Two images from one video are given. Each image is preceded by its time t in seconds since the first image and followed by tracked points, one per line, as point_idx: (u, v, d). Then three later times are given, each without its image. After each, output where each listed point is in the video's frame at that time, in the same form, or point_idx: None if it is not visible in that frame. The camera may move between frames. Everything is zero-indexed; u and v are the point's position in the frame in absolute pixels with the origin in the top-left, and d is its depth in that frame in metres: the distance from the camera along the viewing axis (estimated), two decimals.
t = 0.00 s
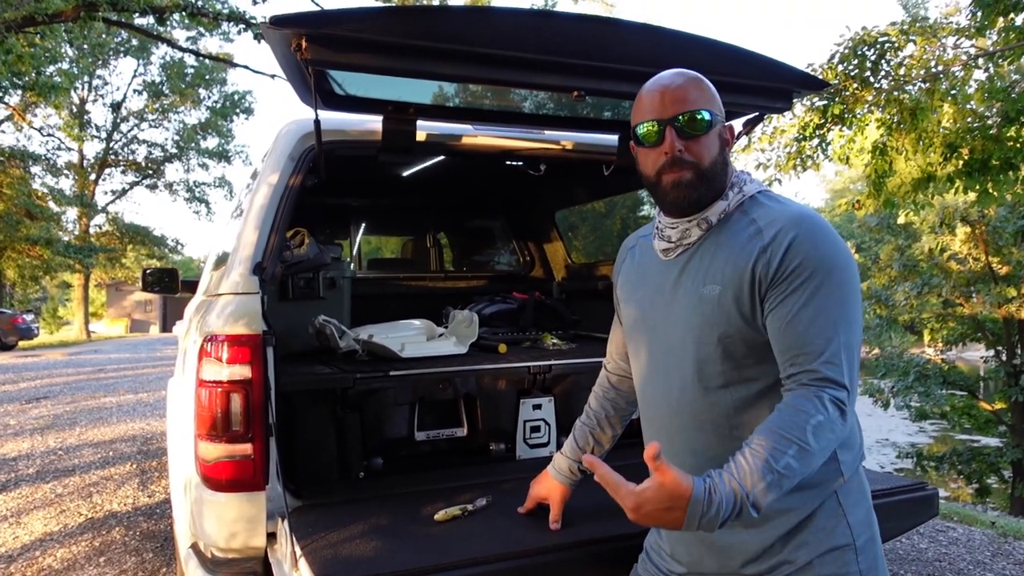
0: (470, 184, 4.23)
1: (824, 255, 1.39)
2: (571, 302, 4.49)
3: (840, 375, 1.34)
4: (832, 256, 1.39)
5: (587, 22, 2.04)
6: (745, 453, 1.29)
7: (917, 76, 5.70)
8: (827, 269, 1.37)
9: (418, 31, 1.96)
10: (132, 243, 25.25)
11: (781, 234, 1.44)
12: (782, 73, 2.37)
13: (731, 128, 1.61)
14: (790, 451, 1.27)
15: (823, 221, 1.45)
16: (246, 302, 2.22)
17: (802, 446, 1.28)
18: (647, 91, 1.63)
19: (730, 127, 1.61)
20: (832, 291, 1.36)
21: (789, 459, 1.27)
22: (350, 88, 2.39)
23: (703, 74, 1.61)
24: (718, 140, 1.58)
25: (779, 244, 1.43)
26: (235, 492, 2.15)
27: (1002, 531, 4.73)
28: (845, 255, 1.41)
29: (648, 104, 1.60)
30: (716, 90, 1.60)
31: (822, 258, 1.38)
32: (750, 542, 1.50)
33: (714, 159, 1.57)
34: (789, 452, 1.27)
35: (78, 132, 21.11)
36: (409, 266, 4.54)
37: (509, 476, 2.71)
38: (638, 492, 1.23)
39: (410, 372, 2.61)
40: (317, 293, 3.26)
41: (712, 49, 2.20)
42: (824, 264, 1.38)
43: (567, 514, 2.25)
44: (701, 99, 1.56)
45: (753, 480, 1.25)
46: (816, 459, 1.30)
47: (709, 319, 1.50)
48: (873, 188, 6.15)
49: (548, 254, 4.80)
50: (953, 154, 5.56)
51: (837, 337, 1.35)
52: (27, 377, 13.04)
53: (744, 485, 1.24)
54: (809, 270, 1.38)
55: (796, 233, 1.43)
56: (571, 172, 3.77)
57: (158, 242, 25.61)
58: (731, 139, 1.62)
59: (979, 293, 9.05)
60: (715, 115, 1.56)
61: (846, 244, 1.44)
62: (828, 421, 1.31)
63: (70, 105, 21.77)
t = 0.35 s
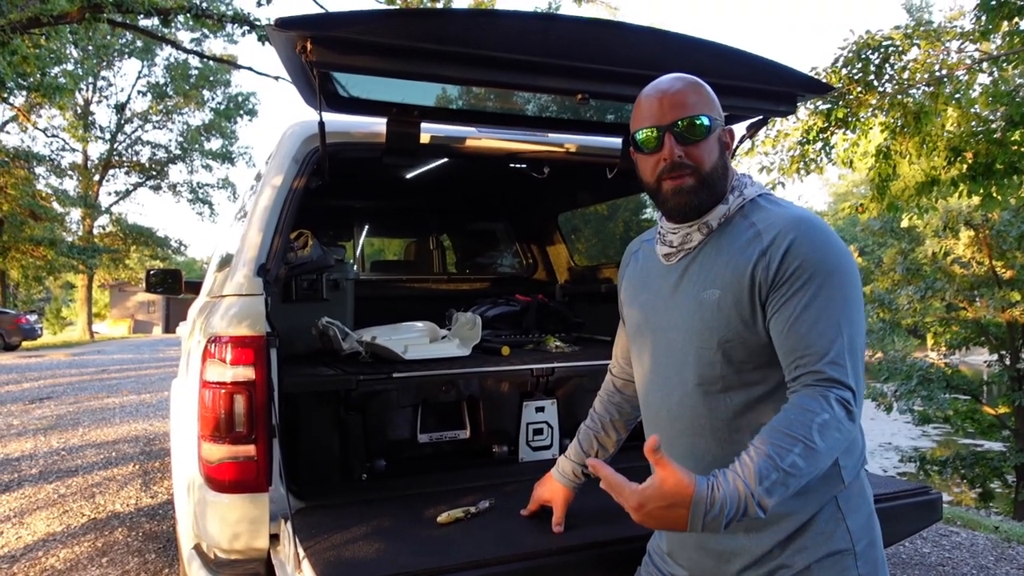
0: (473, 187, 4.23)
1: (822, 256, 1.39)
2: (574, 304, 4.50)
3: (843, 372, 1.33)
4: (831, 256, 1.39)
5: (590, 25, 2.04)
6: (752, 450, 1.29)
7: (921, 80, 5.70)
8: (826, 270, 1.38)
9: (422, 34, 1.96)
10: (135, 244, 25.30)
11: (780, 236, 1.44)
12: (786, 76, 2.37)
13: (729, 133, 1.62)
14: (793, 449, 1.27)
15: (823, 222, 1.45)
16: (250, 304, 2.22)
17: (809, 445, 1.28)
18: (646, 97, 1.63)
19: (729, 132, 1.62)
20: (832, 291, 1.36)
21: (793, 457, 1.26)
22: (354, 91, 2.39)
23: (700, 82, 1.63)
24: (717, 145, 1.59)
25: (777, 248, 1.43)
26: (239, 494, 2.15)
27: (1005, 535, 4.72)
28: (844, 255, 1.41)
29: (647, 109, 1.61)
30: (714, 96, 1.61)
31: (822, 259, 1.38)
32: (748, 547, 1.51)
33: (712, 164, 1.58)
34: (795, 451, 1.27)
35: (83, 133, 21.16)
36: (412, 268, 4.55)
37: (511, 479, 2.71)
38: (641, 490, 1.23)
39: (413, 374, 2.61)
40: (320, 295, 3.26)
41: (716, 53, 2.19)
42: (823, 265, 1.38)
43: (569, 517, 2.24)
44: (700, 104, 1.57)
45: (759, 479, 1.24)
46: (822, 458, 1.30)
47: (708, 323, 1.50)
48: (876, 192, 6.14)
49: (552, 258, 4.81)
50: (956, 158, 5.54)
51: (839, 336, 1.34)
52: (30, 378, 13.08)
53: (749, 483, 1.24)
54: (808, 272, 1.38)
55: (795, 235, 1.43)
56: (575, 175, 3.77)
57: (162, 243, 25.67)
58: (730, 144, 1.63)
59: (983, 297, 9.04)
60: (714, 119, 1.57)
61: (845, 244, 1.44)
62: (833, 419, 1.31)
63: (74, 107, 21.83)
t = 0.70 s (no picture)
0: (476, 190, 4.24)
1: (814, 266, 1.36)
2: (577, 308, 4.49)
3: (824, 388, 1.32)
4: (820, 266, 1.36)
5: (594, 29, 2.05)
6: (721, 469, 1.33)
7: (924, 84, 5.71)
8: (815, 280, 1.35)
9: (426, 39, 1.97)
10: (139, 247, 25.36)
11: (774, 244, 1.42)
12: (789, 81, 2.37)
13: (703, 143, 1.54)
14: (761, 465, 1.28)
15: (821, 231, 1.42)
16: (254, 307, 2.22)
17: (777, 460, 1.27)
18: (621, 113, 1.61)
19: (700, 142, 1.53)
20: (821, 302, 1.34)
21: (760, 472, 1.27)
22: (357, 94, 2.40)
23: (672, 91, 1.55)
24: (683, 160, 1.53)
25: (770, 256, 1.41)
26: (242, 496, 2.16)
27: (1009, 541, 4.70)
28: (837, 266, 1.37)
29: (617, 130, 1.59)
30: (681, 107, 1.52)
31: (812, 269, 1.36)
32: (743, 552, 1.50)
33: (678, 181, 1.53)
34: (760, 469, 1.28)
35: (87, 136, 21.22)
36: (415, 271, 4.56)
37: (514, 482, 2.70)
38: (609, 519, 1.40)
39: (416, 377, 2.61)
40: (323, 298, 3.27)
41: (720, 58, 2.19)
42: (813, 274, 1.35)
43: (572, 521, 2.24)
44: (658, 125, 1.51)
45: (720, 497, 1.29)
46: (797, 475, 1.28)
47: (703, 329, 1.51)
48: (880, 196, 6.13)
49: (555, 261, 4.80)
50: (961, 162, 5.58)
51: (823, 349, 1.32)
52: (34, 380, 13.11)
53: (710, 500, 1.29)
54: (799, 281, 1.36)
55: (787, 243, 1.41)
56: (578, 179, 3.77)
57: (166, 246, 25.73)
58: (704, 153, 1.54)
59: (987, 302, 8.99)
60: (676, 137, 1.51)
61: (843, 255, 1.41)
62: (806, 436, 1.29)
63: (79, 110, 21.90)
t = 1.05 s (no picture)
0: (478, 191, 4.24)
1: (799, 264, 1.35)
2: (580, 308, 4.49)
3: (820, 390, 1.30)
4: (808, 265, 1.35)
5: (595, 30, 2.06)
6: (733, 496, 1.33)
7: (927, 84, 5.70)
8: (802, 280, 1.34)
9: (428, 40, 1.97)
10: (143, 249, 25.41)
11: (758, 247, 1.42)
12: (792, 82, 2.37)
13: (682, 156, 1.55)
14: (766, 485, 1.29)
15: (807, 229, 1.41)
16: (257, 307, 2.23)
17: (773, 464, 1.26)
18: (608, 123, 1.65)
19: (680, 156, 1.55)
20: (810, 301, 1.32)
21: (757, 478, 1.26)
22: (360, 95, 2.40)
23: (655, 103, 1.57)
24: (660, 174, 1.55)
25: (756, 258, 1.41)
26: (246, 498, 2.16)
27: (1014, 542, 4.68)
28: (826, 263, 1.36)
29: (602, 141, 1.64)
30: (660, 120, 1.54)
31: (798, 268, 1.35)
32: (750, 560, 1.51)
33: (657, 195, 1.57)
34: (768, 488, 1.29)
35: (89, 138, 21.27)
36: (418, 272, 4.56)
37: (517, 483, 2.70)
38: None
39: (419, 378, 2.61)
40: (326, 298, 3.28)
41: (722, 58, 2.20)
42: (801, 273, 1.34)
43: (575, 522, 2.24)
44: (635, 140, 1.55)
45: (734, 525, 1.29)
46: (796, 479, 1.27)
47: (697, 336, 1.50)
48: (883, 196, 6.12)
49: (558, 261, 4.80)
50: (964, 162, 5.46)
51: (816, 348, 1.31)
52: (38, 382, 13.13)
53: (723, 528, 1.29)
54: (785, 281, 1.35)
55: (774, 243, 1.40)
56: (581, 179, 3.77)
57: (169, 248, 25.77)
58: (684, 166, 1.56)
59: (990, 302, 8.98)
60: (654, 151, 1.54)
61: (832, 250, 1.39)
62: (806, 444, 1.29)
63: (82, 112, 21.95)
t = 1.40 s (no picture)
0: (480, 186, 4.24)
1: (823, 246, 1.37)
2: (583, 303, 4.49)
3: (845, 361, 1.29)
4: (832, 247, 1.37)
5: (596, 23, 2.04)
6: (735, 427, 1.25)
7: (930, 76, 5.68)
8: (826, 259, 1.36)
9: (429, 34, 1.96)
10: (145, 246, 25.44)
11: (781, 228, 1.44)
12: (795, 74, 2.35)
13: (719, 130, 1.60)
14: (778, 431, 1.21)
15: (827, 215, 1.44)
16: (260, 304, 2.23)
17: (797, 429, 1.22)
18: (631, 101, 1.62)
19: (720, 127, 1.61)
20: (833, 280, 1.34)
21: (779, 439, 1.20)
22: (361, 91, 2.40)
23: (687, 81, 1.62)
24: (706, 142, 1.58)
25: (780, 238, 1.42)
26: (250, 494, 2.16)
27: (1018, 534, 4.68)
28: (847, 246, 1.38)
29: (635, 112, 1.60)
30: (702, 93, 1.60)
31: (824, 248, 1.37)
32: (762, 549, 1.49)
33: (707, 159, 1.57)
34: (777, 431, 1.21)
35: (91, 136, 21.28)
36: (421, 267, 4.56)
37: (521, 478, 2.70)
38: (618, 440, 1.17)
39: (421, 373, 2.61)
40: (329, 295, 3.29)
41: (724, 50, 2.19)
42: (825, 254, 1.36)
43: (580, 517, 2.24)
44: (687, 104, 1.56)
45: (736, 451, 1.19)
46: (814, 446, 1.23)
47: (713, 319, 1.49)
48: (886, 188, 6.10)
49: (561, 256, 4.79)
50: (967, 154, 5.50)
51: (841, 323, 1.31)
52: (42, 379, 13.17)
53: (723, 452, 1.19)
54: (811, 258, 1.36)
55: (797, 225, 1.42)
56: (583, 174, 3.76)
57: (171, 245, 25.79)
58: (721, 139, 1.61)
59: (994, 295, 8.97)
60: (702, 117, 1.56)
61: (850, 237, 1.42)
62: (830, 407, 1.25)
63: (84, 110, 21.96)
